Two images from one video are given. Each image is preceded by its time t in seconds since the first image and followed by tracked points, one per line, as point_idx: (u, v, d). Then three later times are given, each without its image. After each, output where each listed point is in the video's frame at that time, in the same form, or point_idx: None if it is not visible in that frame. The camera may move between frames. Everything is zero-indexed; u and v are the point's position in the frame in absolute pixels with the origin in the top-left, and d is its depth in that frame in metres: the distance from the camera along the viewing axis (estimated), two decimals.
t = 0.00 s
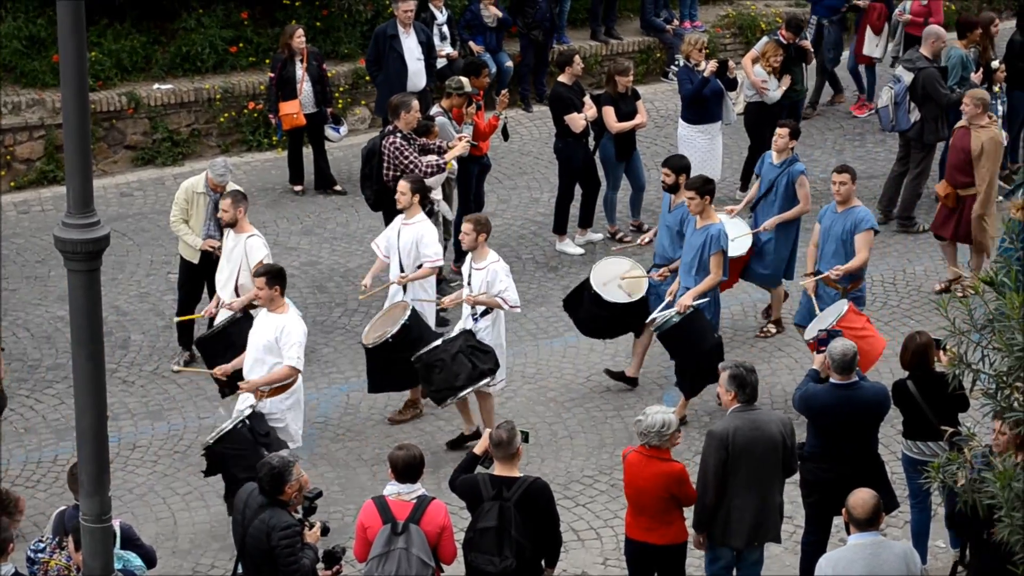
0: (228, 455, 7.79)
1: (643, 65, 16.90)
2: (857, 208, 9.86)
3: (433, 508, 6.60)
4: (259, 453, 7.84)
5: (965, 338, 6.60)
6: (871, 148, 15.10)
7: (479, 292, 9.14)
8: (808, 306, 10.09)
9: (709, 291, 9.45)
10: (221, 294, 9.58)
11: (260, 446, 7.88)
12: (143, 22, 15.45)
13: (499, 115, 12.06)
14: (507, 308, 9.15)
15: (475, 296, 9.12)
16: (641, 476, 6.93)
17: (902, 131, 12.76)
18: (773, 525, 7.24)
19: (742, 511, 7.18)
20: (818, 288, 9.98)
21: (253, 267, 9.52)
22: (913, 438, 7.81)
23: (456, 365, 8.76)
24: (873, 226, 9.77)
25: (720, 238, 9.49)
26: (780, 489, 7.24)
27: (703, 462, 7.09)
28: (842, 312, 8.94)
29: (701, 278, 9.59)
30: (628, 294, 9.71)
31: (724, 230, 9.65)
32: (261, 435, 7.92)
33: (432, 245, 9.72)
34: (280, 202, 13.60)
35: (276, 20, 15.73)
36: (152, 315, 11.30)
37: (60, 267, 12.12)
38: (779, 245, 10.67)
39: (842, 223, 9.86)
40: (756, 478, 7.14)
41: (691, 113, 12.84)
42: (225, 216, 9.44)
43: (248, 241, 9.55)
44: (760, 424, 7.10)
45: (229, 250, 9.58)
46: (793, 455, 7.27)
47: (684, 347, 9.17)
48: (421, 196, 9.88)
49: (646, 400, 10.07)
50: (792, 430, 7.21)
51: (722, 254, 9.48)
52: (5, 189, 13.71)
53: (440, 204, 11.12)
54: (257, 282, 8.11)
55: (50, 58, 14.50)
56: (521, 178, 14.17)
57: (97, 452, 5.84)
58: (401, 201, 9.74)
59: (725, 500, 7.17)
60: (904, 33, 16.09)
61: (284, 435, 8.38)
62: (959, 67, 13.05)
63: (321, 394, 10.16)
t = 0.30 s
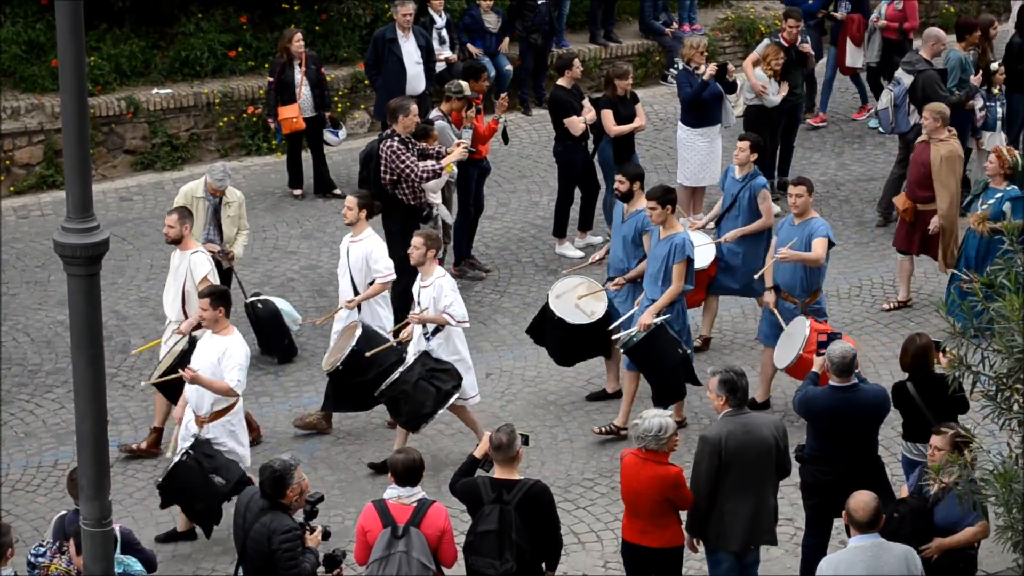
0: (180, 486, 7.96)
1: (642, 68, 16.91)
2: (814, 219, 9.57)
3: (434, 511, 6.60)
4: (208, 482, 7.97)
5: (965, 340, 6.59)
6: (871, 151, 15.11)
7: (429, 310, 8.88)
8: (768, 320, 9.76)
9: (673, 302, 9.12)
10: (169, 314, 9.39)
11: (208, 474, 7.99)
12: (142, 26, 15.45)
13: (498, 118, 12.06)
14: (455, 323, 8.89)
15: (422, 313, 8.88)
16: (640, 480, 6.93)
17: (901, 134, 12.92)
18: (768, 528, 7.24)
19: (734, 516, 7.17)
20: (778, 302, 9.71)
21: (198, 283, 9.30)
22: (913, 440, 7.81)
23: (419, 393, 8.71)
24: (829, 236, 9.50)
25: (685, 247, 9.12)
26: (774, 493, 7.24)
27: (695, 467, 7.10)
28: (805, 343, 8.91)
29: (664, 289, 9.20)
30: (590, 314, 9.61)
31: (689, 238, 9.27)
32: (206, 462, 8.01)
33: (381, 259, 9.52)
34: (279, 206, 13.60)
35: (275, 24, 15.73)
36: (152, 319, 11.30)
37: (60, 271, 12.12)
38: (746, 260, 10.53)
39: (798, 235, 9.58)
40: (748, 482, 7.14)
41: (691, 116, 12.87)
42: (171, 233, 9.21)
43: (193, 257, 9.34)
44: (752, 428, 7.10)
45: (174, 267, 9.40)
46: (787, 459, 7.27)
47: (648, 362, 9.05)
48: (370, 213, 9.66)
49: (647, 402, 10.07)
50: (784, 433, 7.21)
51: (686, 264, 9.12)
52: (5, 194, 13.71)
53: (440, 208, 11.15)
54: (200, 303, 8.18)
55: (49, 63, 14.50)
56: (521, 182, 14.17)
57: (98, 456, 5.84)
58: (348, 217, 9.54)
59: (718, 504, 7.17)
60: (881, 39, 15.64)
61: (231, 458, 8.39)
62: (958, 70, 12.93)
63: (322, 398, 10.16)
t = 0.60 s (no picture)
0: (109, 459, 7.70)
1: (642, 68, 16.91)
2: (774, 221, 9.59)
3: (433, 511, 6.60)
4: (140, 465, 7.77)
5: (965, 339, 6.59)
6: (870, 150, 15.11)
7: (385, 309, 8.95)
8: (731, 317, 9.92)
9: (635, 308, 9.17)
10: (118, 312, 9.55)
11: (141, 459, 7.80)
12: (141, 27, 15.45)
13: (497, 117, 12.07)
14: (411, 326, 8.97)
15: (379, 313, 8.92)
16: (638, 479, 6.94)
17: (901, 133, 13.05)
18: (764, 528, 7.25)
19: (728, 518, 7.18)
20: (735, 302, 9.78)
21: (148, 282, 9.44)
22: (912, 439, 7.81)
23: (368, 382, 8.61)
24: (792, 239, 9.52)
25: (647, 255, 9.17)
26: (769, 493, 7.25)
27: (689, 469, 7.10)
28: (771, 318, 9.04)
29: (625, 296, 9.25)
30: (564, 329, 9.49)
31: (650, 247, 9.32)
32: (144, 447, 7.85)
33: (334, 263, 9.67)
34: (279, 206, 13.61)
35: (274, 24, 15.73)
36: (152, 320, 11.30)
37: (59, 271, 12.12)
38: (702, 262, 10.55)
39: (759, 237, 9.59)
40: (742, 484, 7.14)
41: (691, 116, 12.84)
42: (118, 235, 9.36)
43: (142, 257, 9.47)
44: (745, 429, 7.11)
45: (123, 267, 9.52)
46: (783, 460, 7.27)
47: (603, 363, 8.86)
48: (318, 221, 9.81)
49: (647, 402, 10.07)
50: (778, 433, 7.22)
51: (649, 271, 9.16)
52: (5, 195, 13.71)
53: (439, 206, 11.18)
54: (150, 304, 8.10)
55: (48, 64, 14.50)
56: (521, 182, 14.17)
57: (97, 457, 5.85)
58: (298, 220, 9.62)
59: (712, 506, 7.17)
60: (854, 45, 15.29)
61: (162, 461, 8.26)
62: (958, 69, 12.94)
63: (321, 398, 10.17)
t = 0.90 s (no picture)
0: (43, 486, 7.70)
1: (642, 64, 16.91)
2: (735, 236, 9.45)
3: (432, 506, 6.59)
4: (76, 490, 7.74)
5: (964, 336, 6.58)
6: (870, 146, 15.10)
7: (335, 323, 8.85)
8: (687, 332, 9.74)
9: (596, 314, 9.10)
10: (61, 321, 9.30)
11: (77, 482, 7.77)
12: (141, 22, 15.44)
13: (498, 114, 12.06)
14: (361, 343, 8.88)
15: (330, 327, 8.83)
16: (642, 475, 6.95)
17: (902, 130, 12.97)
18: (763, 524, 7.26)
19: (729, 516, 7.18)
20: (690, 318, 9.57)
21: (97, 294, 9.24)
22: (912, 435, 7.81)
23: (313, 401, 8.48)
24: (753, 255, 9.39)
25: (607, 260, 9.11)
26: (769, 490, 7.25)
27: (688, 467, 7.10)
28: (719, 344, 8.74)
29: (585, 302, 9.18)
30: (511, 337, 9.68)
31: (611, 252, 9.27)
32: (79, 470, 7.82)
33: (285, 273, 9.36)
34: (278, 202, 13.61)
35: (274, 20, 15.72)
36: (152, 316, 11.30)
37: (59, 267, 12.12)
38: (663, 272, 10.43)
39: (720, 252, 9.44)
40: (741, 481, 7.14)
41: (691, 112, 12.86)
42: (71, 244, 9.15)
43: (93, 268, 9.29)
44: (744, 426, 7.12)
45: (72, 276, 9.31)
46: (781, 456, 7.29)
47: (561, 364, 8.83)
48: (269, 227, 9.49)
49: (646, 398, 10.06)
50: (777, 430, 7.22)
51: (611, 278, 9.11)
52: (4, 190, 13.71)
53: (439, 201, 11.19)
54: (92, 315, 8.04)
55: (48, 60, 14.50)
56: (521, 178, 14.17)
57: (96, 454, 5.85)
58: (247, 229, 9.32)
59: (712, 505, 7.17)
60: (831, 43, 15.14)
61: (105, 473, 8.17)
62: (960, 66, 12.86)
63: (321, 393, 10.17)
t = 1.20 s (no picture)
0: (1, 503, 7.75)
1: (642, 59, 16.90)
2: (694, 234, 9.29)
3: (431, 501, 6.59)
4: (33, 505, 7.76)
5: (964, 331, 6.58)
6: (871, 142, 15.09)
7: (284, 327, 8.75)
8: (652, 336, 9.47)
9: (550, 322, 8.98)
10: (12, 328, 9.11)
11: (35, 497, 7.79)
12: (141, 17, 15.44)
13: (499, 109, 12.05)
14: (311, 345, 8.78)
15: (279, 331, 8.74)
16: (653, 467, 6.94)
17: (904, 126, 12.87)
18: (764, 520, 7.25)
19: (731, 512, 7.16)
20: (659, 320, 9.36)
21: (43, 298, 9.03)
22: (912, 431, 7.81)
23: (273, 411, 8.44)
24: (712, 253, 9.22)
25: (565, 268, 8.98)
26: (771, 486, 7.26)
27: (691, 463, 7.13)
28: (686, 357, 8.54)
29: (541, 309, 9.05)
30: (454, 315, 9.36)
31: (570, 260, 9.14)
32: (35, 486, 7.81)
33: (225, 270, 9.23)
34: (279, 197, 13.61)
35: (274, 15, 15.70)
36: (152, 311, 11.29)
37: (59, 262, 12.12)
38: (624, 267, 10.29)
39: (680, 251, 9.29)
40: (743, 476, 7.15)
41: (691, 108, 12.85)
42: (14, 248, 8.96)
43: (38, 272, 9.07)
44: (746, 421, 7.16)
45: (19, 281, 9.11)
46: (783, 452, 7.30)
47: (522, 376, 8.69)
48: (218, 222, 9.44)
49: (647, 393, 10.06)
50: (778, 426, 7.26)
51: (566, 287, 8.97)
52: (5, 186, 13.71)
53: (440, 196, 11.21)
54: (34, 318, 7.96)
55: (49, 55, 14.49)
56: (522, 173, 14.16)
57: (97, 450, 5.86)
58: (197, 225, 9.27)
59: (713, 499, 7.07)
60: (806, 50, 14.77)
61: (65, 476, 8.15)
62: (962, 63, 12.80)
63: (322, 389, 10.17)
